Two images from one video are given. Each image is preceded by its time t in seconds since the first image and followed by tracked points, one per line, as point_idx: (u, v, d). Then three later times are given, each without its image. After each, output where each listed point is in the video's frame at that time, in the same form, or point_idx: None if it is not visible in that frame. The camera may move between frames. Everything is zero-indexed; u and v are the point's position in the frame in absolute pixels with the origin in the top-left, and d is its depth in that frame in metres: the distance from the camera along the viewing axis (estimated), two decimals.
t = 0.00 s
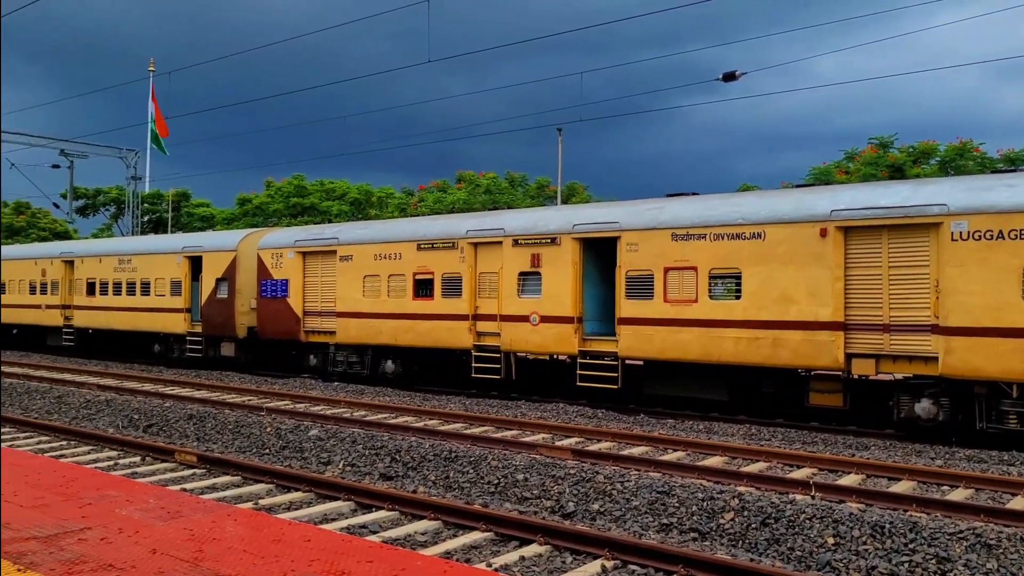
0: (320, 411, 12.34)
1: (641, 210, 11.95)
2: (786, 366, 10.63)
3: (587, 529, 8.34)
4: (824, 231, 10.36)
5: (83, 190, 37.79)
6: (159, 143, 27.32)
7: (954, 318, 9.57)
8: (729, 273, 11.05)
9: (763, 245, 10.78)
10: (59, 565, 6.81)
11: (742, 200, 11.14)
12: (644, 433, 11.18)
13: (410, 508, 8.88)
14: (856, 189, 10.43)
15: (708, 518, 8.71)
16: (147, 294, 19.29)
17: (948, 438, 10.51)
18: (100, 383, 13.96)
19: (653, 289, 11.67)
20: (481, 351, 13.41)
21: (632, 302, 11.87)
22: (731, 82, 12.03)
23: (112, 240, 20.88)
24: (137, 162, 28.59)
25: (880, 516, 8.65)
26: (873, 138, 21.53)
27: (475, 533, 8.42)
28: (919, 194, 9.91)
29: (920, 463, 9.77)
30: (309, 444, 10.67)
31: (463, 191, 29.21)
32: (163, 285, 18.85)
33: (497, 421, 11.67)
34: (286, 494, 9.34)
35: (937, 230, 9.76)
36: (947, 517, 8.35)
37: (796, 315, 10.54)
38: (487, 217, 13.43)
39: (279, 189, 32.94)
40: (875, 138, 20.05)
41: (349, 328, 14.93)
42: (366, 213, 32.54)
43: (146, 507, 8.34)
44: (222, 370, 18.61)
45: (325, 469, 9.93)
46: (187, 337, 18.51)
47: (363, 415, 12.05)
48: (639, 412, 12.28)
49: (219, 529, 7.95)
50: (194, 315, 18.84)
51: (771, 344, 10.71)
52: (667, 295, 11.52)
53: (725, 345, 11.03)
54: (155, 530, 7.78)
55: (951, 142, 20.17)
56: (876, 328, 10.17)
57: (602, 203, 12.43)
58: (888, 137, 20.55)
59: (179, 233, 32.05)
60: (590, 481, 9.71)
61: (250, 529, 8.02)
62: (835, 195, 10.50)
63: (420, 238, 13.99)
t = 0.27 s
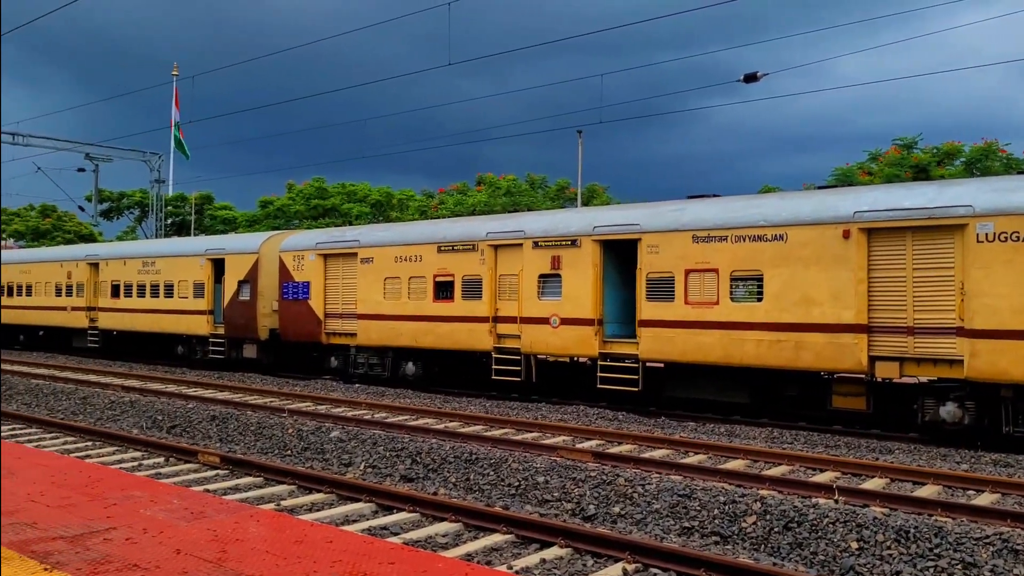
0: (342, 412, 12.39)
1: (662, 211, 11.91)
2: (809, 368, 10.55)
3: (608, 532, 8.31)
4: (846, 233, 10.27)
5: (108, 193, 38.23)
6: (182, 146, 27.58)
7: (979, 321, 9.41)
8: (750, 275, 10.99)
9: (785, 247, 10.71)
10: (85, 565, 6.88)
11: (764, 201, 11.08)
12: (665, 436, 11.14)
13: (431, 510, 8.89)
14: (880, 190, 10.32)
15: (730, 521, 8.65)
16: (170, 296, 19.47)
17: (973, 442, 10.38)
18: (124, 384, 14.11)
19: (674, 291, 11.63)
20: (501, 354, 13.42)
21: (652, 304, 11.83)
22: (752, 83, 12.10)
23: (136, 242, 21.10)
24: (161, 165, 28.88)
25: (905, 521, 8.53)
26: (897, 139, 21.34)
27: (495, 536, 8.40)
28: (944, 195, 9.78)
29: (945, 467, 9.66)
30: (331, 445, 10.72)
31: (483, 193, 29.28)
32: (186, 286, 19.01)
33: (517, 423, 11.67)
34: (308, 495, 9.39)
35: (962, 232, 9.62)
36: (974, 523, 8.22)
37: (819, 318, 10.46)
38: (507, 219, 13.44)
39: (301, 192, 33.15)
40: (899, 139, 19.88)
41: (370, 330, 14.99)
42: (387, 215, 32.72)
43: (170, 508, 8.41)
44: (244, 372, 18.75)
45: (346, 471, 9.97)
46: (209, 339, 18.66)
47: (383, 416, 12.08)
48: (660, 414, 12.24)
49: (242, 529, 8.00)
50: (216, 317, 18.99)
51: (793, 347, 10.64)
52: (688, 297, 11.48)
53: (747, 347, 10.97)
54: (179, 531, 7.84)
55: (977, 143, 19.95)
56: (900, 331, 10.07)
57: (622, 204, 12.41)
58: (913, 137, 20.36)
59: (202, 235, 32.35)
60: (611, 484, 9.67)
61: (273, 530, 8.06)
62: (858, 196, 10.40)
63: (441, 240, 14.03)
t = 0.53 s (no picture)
0: (355, 413, 12.43)
1: (675, 213, 11.88)
2: (824, 370, 10.50)
3: (622, 534, 8.29)
4: (862, 234, 10.21)
5: (123, 196, 38.51)
6: (197, 148, 27.75)
7: (997, 322, 9.33)
8: (765, 277, 10.94)
9: (800, 248, 10.66)
10: (102, 565, 6.93)
11: (778, 202, 11.03)
12: (679, 438, 11.11)
13: (445, 511, 8.89)
14: (895, 191, 10.24)
15: (744, 524, 8.60)
16: (185, 297, 19.58)
17: (990, 444, 10.30)
18: (139, 385, 14.20)
19: (688, 293, 11.60)
20: (514, 355, 13.42)
21: (666, 306, 11.81)
22: (765, 83, 12.19)
23: (152, 244, 21.23)
24: (176, 168, 29.06)
25: (922, 524, 8.42)
26: (912, 140, 21.22)
27: (509, 537, 8.39)
28: (960, 196, 9.68)
29: (962, 470, 9.58)
30: (345, 446, 10.75)
31: (497, 195, 29.33)
32: (201, 288, 19.12)
33: (530, 425, 11.67)
34: (323, 496, 9.41)
35: (979, 233, 9.53)
36: (992, 526, 8.12)
37: (834, 319, 10.40)
38: (521, 221, 13.44)
39: (315, 193, 33.30)
40: (914, 140, 19.78)
41: (383, 331, 15.03)
42: (401, 217, 32.87)
43: (186, 508, 8.45)
44: (258, 373, 18.84)
45: (360, 472, 9.99)
46: (224, 340, 18.77)
47: (397, 418, 12.11)
48: (673, 416, 12.22)
49: (258, 530, 8.03)
50: (231, 318, 19.10)
51: (808, 348, 10.59)
52: (701, 299, 11.45)
53: (761, 349, 10.94)
54: (195, 531, 7.88)
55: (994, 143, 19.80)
56: (916, 332, 9.99)
57: (636, 206, 12.38)
58: (929, 138, 20.24)
59: (217, 237, 32.54)
60: (625, 486, 9.65)
61: (288, 531, 8.08)
62: (874, 197, 10.33)
63: (454, 241, 14.04)
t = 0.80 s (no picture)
0: (366, 415, 12.45)
1: (686, 214, 11.85)
2: (836, 372, 10.46)
3: (633, 537, 8.27)
4: (873, 236, 10.16)
5: (135, 198, 38.69)
6: (208, 151, 27.87)
7: (1010, 325, 9.27)
8: (776, 278, 10.91)
9: (811, 249, 10.62)
10: (115, 566, 6.96)
11: (789, 204, 10.99)
12: (690, 440, 11.09)
13: (456, 513, 8.88)
14: (907, 192, 10.19)
15: (755, 527, 8.56)
16: (197, 300, 19.65)
17: (1004, 447, 10.23)
18: (151, 387, 14.26)
19: (698, 295, 11.57)
20: (525, 357, 13.42)
21: (676, 308, 11.78)
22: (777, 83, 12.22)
23: (163, 246, 21.32)
24: (187, 170, 29.18)
25: (934, 527, 8.38)
26: (924, 140, 21.13)
27: (520, 539, 8.38)
28: (973, 197, 9.62)
29: (975, 473, 9.52)
30: (356, 448, 10.77)
31: (507, 197, 29.38)
32: (213, 290, 19.19)
33: (541, 427, 11.67)
34: (333, 498, 9.42)
35: (992, 234, 9.46)
36: (1006, 529, 8.06)
37: (845, 321, 10.36)
38: (531, 223, 13.44)
39: (325, 196, 33.42)
40: (926, 141, 19.71)
41: (394, 333, 15.05)
42: (411, 219, 32.97)
43: (197, 510, 8.48)
44: (269, 374, 18.90)
45: (371, 474, 10.00)
46: (235, 342, 18.84)
47: (407, 420, 12.12)
48: (684, 418, 12.21)
49: (269, 532, 8.04)
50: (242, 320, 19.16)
51: (819, 350, 10.55)
52: (712, 300, 11.43)
53: (772, 351, 10.90)
54: (207, 533, 7.90)
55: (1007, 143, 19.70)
56: (928, 334, 9.93)
57: (646, 207, 12.37)
58: (941, 139, 20.17)
59: (228, 239, 32.69)
60: (635, 488, 9.63)
61: (299, 533, 8.09)
62: (885, 198, 10.28)
63: (464, 243, 14.05)
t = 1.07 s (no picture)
0: (381, 417, 12.48)
1: (702, 215, 11.82)
2: (853, 373, 10.39)
3: (649, 539, 8.24)
4: (891, 236, 10.09)
5: (153, 200, 39.01)
6: (225, 153, 28.05)
7: None
8: (792, 279, 10.86)
9: (828, 250, 10.57)
10: (134, 566, 7.00)
11: (806, 204, 10.94)
12: (706, 442, 11.05)
13: (471, 514, 8.88)
14: (925, 192, 10.12)
15: (772, 529, 8.51)
16: (213, 301, 19.76)
17: None
18: (168, 388, 14.35)
19: (714, 296, 11.54)
20: (540, 358, 13.41)
21: (692, 309, 11.75)
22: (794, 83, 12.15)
23: (181, 248, 21.46)
24: (204, 173, 29.37)
25: (954, 530, 8.31)
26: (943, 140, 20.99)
27: (536, 541, 8.37)
28: (992, 197, 9.53)
29: (995, 475, 9.44)
30: (371, 449, 10.79)
31: (521, 198, 29.43)
32: (229, 292, 19.29)
33: (556, 428, 11.66)
34: (350, 499, 9.45)
35: (1011, 235, 9.37)
36: None
37: (863, 322, 10.29)
38: (545, 224, 13.44)
39: (341, 198, 33.58)
40: (945, 141, 19.57)
41: (409, 335, 15.09)
42: (426, 221, 33.07)
43: (215, 510, 8.52)
44: (286, 375, 18.99)
45: (387, 475, 10.03)
46: (251, 343, 18.94)
47: (423, 421, 12.14)
48: (700, 420, 12.18)
49: (286, 532, 8.07)
50: (258, 322, 19.25)
51: (836, 351, 10.49)
52: (728, 302, 11.38)
53: (789, 352, 10.85)
54: (225, 533, 7.94)
55: None
56: (946, 336, 9.84)
57: (662, 209, 12.34)
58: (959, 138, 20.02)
59: (244, 241, 32.89)
60: (651, 490, 9.60)
61: (316, 533, 8.12)
62: (903, 198, 10.22)
63: (480, 245, 14.07)
